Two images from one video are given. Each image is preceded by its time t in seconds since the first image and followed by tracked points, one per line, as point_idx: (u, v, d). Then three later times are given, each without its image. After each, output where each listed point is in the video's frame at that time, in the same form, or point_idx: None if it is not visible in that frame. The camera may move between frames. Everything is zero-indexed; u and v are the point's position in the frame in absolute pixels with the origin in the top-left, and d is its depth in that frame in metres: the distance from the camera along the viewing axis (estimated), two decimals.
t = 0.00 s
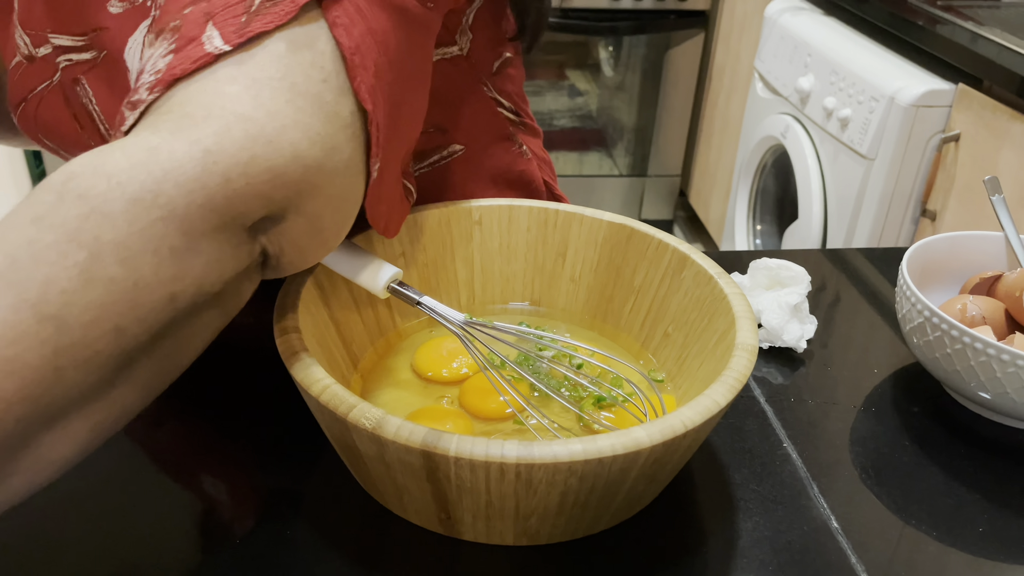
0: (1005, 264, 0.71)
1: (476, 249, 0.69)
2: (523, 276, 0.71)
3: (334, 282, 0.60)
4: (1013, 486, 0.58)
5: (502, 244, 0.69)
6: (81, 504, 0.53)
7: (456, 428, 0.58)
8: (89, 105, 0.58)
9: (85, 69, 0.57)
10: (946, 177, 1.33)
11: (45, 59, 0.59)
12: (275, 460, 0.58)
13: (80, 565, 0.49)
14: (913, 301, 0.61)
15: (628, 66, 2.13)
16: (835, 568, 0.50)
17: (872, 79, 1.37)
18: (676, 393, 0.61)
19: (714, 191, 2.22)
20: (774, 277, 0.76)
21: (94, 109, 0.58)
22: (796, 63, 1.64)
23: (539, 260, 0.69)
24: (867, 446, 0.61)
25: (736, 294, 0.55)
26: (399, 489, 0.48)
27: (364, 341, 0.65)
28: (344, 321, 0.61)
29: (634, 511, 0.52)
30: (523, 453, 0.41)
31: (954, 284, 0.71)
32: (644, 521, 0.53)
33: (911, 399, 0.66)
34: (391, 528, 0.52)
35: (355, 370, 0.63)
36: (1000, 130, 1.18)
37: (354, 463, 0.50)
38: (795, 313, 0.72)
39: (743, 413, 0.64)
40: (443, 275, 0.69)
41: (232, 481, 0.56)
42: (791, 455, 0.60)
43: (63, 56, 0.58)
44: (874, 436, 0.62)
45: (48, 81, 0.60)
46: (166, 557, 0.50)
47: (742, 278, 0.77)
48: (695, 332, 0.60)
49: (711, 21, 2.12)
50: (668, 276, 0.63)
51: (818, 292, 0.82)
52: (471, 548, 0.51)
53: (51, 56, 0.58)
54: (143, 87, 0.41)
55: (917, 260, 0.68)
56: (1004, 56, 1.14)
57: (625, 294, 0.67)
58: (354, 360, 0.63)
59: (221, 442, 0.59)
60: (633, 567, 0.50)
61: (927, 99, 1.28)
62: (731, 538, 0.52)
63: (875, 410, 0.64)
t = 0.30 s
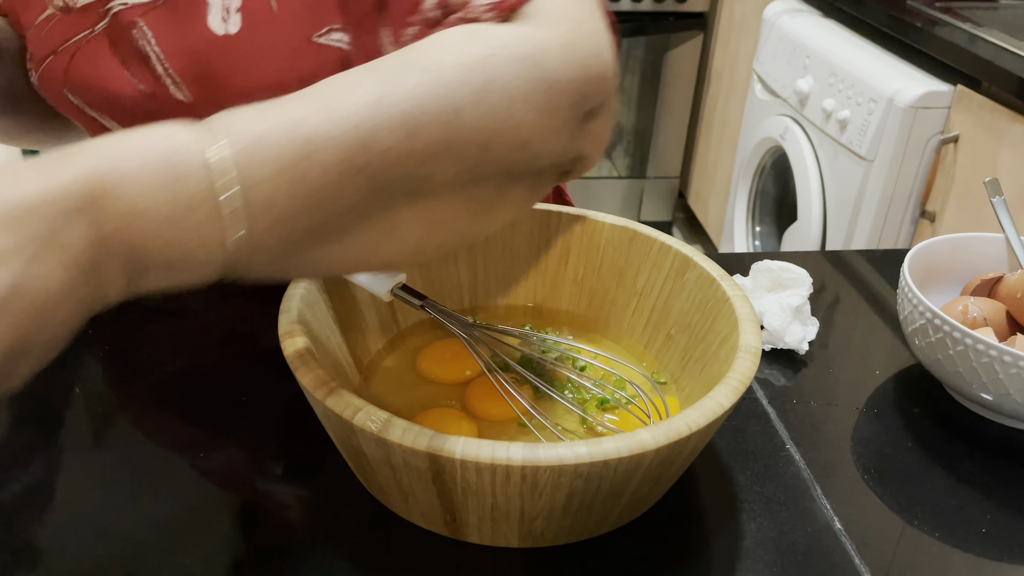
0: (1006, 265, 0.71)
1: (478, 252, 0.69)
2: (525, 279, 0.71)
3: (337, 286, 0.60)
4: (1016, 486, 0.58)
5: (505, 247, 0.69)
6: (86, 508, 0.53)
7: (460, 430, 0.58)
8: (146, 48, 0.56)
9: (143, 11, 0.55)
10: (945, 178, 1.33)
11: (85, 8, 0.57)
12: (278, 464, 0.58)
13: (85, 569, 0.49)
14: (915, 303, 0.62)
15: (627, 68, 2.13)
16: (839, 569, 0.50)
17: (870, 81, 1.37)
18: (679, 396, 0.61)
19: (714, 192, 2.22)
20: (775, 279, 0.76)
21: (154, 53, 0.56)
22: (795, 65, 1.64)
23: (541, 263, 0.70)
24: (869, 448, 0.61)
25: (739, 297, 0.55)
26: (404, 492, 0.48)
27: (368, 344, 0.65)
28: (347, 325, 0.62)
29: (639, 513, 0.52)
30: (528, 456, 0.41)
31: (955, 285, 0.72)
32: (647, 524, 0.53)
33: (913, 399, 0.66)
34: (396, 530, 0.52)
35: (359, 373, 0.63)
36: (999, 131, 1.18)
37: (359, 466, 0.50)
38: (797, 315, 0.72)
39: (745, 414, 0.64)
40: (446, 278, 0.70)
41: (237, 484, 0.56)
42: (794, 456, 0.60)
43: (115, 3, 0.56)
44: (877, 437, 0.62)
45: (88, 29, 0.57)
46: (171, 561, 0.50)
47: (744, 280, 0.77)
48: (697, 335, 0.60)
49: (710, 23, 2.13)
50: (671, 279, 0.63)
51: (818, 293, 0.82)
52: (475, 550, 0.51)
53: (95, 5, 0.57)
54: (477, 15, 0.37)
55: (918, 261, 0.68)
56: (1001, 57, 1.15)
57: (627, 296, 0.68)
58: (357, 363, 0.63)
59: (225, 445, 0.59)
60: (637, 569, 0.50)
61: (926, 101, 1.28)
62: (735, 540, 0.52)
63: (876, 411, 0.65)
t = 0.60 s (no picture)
0: (1004, 266, 0.71)
1: (476, 255, 0.69)
2: (523, 282, 0.71)
3: (334, 289, 0.60)
4: (1014, 488, 0.58)
5: (503, 249, 0.69)
6: (81, 513, 0.53)
7: (458, 434, 0.58)
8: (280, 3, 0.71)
9: None
10: (942, 179, 1.33)
11: None
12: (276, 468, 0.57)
13: None
14: (913, 304, 0.62)
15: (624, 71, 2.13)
16: (838, 572, 0.50)
17: (867, 82, 1.38)
18: (678, 398, 0.61)
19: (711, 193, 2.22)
20: (771, 281, 0.76)
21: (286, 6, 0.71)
22: (792, 66, 1.64)
23: (540, 265, 0.70)
24: (868, 449, 0.61)
25: (737, 299, 0.55)
26: (402, 496, 0.48)
27: (365, 347, 0.65)
28: (344, 328, 0.61)
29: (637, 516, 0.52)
30: (526, 459, 0.41)
31: (953, 286, 0.72)
32: (645, 528, 0.53)
33: (911, 401, 0.66)
34: (394, 535, 0.52)
35: (356, 377, 0.63)
36: (996, 132, 1.19)
37: (357, 470, 0.50)
38: (795, 317, 0.72)
39: (743, 416, 0.64)
40: (444, 281, 0.69)
41: (235, 487, 0.56)
42: (793, 458, 0.60)
43: None
44: (876, 439, 0.62)
45: None
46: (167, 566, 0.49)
47: (741, 282, 0.78)
48: (695, 337, 0.60)
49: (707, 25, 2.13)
50: (668, 281, 0.63)
51: (815, 294, 0.82)
52: (473, 555, 0.51)
53: None
54: None
55: (916, 262, 0.68)
56: (997, 58, 1.15)
57: (625, 298, 0.68)
58: (355, 366, 0.63)
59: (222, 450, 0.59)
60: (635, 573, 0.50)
61: (922, 102, 1.29)
62: (734, 542, 0.52)
63: (875, 413, 0.65)
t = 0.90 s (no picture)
0: (1005, 266, 0.71)
1: (476, 257, 0.69)
2: (523, 284, 0.71)
3: (334, 292, 0.60)
4: (1017, 490, 0.58)
5: (503, 251, 0.69)
6: (78, 519, 0.52)
7: (460, 437, 0.58)
8: None
9: None
10: (941, 179, 1.33)
11: None
12: (276, 472, 0.57)
13: None
14: (914, 305, 0.62)
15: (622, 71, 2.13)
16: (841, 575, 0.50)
17: (866, 82, 1.37)
18: (680, 400, 0.61)
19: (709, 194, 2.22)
20: (771, 282, 0.76)
21: None
22: (790, 66, 1.64)
23: (540, 267, 0.70)
24: (870, 451, 0.61)
25: (738, 301, 0.55)
26: (404, 500, 0.47)
27: (364, 350, 0.64)
28: (344, 331, 0.61)
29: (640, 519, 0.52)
30: (529, 463, 0.40)
31: (955, 287, 0.71)
32: (647, 533, 0.53)
33: (912, 402, 0.66)
34: (395, 539, 0.52)
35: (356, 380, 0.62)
36: (995, 132, 1.19)
37: (358, 474, 0.49)
38: (796, 318, 0.72)
39: (745, 418, 0.64)
40: (444, 283, 0.69)
41: (236, 491, 0.55)
42: (795, 459, 0.60)
43: None
44: (878, 441, 0.62)
45: None
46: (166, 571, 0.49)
47: (741, 284, 0.77)
48: (696, 339, 0.60)
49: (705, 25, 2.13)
50: (669, 282, 0.63)
51: (815, 294, 0.82)
52: (474, 560, 0.50)
53: None
54: None
55: (917, 263, 0.68)
56: (995, 58, 1.15)
57: (626, 300, 0.67)
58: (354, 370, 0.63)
59: (223, 454, 0.59)
60: None
61: (921, 101, 1.28)
62: (737, 546, 0.52)
63: (877, 415, 0.64)
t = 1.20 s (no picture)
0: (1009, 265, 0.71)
1: (477, 257, 0.68)
2: (524, 284, 0.70)
3: (334, 292, 0.59)
4: (1019, 489, 0.58)
5: (504, 251, 0.68)
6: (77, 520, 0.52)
7: (461, 437, 0.57)
8: None
9: None
10: (941, 178, 1.33)
11: None
12: (276, 473, 0.57)
13: None
14: (918, 304, 0.61)
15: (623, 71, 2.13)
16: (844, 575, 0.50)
17: (867, 82, 1.37)
18: (682, 400, 0.60)
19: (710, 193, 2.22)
20: (774, 281, 0.76)
21: None
22: (791, 66, 1.64)
23: (541, 267, 0.69)
24: (873, 451, 0.60)
25: (740, 300, 0.55)
26: (405, 501, 0.47)
27: (366, 350, 0.64)
28: (344, 331, 0.61)
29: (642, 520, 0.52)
30: (531, 463, 0.40)
31: (958, 285, 0.71)
32: (649, 533, 0.53)
33: (915, 401, 0.66)
34: (396, 540, 0.51)
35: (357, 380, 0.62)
36: (995, 131, 1.18)
37: (359, 474, 0.49)
38: (798, 317, 0.72)
39: (748, 418, 0.64)
40: (445, 284, 0.69)
41: (237, 491, 0.55)
42: (798, 459, 0.59)
43: None
44: (881, 440, 0.61)
45: None
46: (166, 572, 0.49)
47: (744, 283, 0.77)
48: (698, 339, 0.60)
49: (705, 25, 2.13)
50: (671, 282, 0.63)
51: (816, 293, 0.82)
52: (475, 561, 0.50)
53: None
54: None
55: (920, 262, 0.68)
56: (996, 57, 1.15)
57: (628, 300, 0.67)
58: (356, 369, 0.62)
59: (224, 454, 0.58)
60: None
61: (922, 100, 1.28)
62: (739, 546, 0.52)
63: (879, 414, 0.64)
